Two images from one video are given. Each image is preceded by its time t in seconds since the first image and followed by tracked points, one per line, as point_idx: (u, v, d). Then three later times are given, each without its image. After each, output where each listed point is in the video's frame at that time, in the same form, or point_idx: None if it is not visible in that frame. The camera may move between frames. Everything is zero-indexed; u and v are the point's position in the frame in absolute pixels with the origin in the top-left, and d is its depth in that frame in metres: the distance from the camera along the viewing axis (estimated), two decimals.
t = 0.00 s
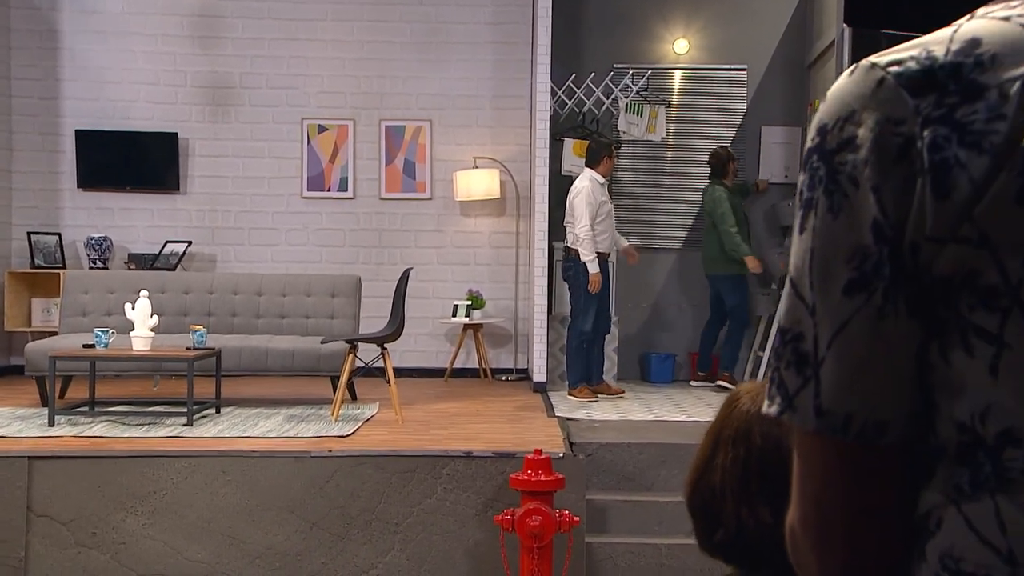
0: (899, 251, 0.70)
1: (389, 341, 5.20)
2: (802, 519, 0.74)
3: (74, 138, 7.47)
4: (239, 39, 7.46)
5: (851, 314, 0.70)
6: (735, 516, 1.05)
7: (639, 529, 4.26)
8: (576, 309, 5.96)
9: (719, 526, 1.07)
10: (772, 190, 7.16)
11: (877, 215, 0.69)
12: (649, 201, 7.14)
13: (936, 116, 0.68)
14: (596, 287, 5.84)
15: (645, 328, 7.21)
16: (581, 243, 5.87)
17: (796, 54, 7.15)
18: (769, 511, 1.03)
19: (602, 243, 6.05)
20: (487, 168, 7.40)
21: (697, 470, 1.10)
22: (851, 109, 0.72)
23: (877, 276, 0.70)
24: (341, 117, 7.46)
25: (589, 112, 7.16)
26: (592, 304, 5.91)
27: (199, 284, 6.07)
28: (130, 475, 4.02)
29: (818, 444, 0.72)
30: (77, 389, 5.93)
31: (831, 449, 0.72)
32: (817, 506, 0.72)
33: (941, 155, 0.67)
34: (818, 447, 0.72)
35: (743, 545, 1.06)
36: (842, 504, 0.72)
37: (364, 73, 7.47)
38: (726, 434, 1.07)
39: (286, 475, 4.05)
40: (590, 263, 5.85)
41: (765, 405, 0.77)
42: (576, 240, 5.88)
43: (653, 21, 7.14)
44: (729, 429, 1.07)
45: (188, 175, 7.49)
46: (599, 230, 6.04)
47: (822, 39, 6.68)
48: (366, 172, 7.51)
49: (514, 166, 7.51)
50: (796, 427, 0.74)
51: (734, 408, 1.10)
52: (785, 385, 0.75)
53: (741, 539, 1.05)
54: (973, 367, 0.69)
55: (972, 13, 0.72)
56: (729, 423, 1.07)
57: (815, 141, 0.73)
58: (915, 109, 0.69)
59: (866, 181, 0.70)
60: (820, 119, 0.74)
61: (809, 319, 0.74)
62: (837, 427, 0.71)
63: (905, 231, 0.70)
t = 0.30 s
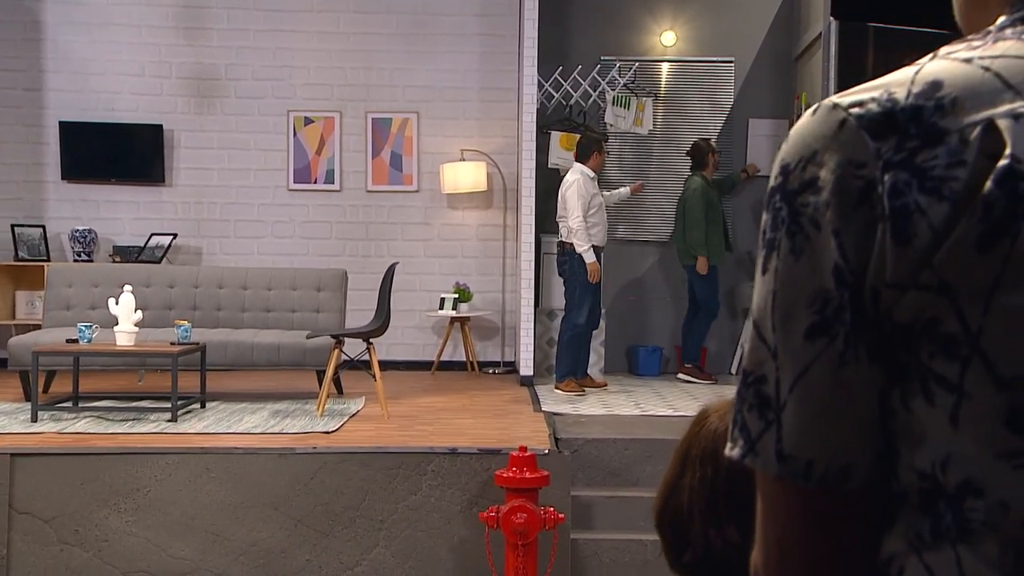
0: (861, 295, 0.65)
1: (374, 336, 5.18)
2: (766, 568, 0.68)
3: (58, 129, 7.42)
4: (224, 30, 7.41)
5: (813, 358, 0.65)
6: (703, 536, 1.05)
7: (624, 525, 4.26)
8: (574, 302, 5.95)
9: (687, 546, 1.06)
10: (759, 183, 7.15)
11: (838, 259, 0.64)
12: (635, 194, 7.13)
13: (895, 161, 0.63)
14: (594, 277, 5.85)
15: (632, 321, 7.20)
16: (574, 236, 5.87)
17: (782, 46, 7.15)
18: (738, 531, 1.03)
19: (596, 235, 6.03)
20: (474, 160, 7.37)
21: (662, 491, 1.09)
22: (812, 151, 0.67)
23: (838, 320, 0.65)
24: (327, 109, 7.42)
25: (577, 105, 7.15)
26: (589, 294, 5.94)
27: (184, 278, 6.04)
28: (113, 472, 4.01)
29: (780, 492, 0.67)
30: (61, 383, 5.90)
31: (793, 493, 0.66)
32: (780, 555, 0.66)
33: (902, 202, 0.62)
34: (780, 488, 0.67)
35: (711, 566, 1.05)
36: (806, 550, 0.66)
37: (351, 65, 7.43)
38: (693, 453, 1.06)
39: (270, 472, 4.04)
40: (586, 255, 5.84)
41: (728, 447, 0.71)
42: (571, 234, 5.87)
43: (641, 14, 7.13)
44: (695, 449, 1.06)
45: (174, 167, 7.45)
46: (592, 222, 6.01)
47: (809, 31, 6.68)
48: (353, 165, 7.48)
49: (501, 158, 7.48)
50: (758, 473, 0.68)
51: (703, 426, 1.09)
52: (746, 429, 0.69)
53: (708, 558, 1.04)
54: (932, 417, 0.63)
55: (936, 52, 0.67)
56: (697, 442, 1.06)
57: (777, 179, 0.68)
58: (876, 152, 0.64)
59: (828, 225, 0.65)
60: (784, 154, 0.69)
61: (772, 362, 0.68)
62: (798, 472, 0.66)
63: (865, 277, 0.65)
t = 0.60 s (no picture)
0: (826, 347, 0.63)
1: (362, 332, 5.17)
2: None
3: (44, 121, 7.37)
4: (212, 22, 7.36)
5: (779, 409, 0.63)
6: (672, 560, 1.08)
7: (611, 522, 4.27)
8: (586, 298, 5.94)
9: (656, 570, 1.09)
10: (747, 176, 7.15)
11: (804, 309, 0.62)
12: (625, 187, 7.12)
13: (862, 211, 0.61)
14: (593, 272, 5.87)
15: (623, 314, 7.20)
16: (577, 233, 5.87)
17: (772, 39, 7.13)
18: (707, 553, 1.06)
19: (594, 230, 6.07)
20: (463, 153, 7.35)
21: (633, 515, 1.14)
22: (780, 197, 0.64)
23: (804, 370, 0.63)
24: (315, 102, 7.39)
25: (566, 98, 7.14)
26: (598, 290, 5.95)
27: (173, 272, 6.03)
28: (100, 469, 3.99)
29: (749, 540, 0.65)
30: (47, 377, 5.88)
31: (760, 541, 0.65)
32: None
33: (867, 253, 0.59)
34: (748, 537, 0.65)
35: None
36: None
37: (340, 57, 7.39)
38: (660, 476, 1.10)
39: (258, 469, 4.03)
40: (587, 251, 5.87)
41: (695, 493, 0.69)
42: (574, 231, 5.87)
43: (630, 6, 7.10)
44: (663, 472, 1.10)
45: (162, 159, 7.41)
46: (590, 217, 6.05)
47: (799, 24, 6.67)
48: (342, 157, 7.45)
49: (490, 151, 7.46)
50: (726, 520, 0.66)
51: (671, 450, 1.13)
52: (714, 476, 0.67)
53: None
54: (898, 469, 0.61)
55: (904, 96, 0.65)
56: (664, 463, 1.11)
57: (745, 225, 0.66)
58: (842, 201, 0.62)
59: (794, 273, 0.63)
60: (752, 199, 0.66)
61: (738, 411, 0.66)
62: (766, 522, 0.64)
63: (832, 327, 0.62)
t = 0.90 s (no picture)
0: (796, 402, 0.69)
1: (352, 327, 5.15)
2: None
3: (32, 113, 7.34)
4: (202, 14, 7.32)
5: (749, 463, 0.69)
6: None
7: (601, 518, 4.27)
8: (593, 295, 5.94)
9: None
10: (738, 169, 7.15)
11: (774, 362, 0.68)
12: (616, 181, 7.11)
13: (830, 265, 0.66)
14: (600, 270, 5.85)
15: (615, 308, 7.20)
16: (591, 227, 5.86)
17: (763, 32, 7.11)
18: None
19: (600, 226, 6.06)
20: (454, 146, 7.33)
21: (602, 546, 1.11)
22: (750, 248, 0.70)
23: (774, 424, 0.69)
24: (306, 94, 7.36)
25: (558, 91, 7.12)
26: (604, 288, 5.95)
27: (162, 266, 6.00)
28: (89, 467, 3.98)
29: None
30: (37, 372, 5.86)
31: None
32: None
33: (836, 308, 0.65)
34: None
35: None
36: None
37: (330, 49, 7.36)
38: (632, 502, 1.09)
39: (247, 466, 4.02)
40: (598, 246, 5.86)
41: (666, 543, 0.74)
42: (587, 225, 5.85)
43: None
44: (635, 498, 1.10)
45: (151, 152, 7.37)
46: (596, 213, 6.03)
47: (790, 18, 6.66)
48: (333, 150, 7.43)
49: (481, 144, 7.44)
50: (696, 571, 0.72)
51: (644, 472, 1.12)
52: (685, 527, 0.72)
53: None
54: (868, 526, 0.67)
55: (872, 146, 0.70)
56: (636, 488, 1.10)
57: (716, 274, 0.71)
58: (812, 254, 0.67)
59: (765, 324, 0.68)
60: (723, 246, 0.71)
61: (708, 462, 0.71)
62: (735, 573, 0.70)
63: (801, 382, 0.68)
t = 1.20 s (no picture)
0: (768, 459, 0.67)
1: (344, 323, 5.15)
2: None
3: (24, 106, 7.32)
4: (194, 6, 7.28)
5: (722, 519, 0.68)
6: None
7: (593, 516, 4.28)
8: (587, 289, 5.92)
9: None
10: (732, 163, 7.13)
11: (746, 420, 0.67)
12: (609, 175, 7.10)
13: (802, 323, 0.64)
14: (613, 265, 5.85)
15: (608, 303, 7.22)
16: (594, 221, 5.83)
17: (757, 25, 7.10)
18: None
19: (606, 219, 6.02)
20: (447, 140, 7.31)
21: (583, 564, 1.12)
22: (721, 301, 0.68)
23: (747, 482, 0.68)
24: (298, 88, 7.33)
25: (551, 84, 7.11)
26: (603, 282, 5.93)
27: (154, 261, 5.98)
28: (79, 465, 3.97)
29: None
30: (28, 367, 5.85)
31: None
32: None
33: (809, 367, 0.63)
34: None
35: None
36: None
37: (322, 42, 7.33)
38: (611, 528, 1.10)
39: (239, 465, 4.02)
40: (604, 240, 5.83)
41: None
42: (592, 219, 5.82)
43: None
44: (613, 524, 1.10)
45: (143, 145, 7.35)
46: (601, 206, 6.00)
47: (783, 12, 6.65)
48: (324, 144, 7.39)
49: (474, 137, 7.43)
50: None
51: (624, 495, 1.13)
52: None
53: None
54: None
55: (846, 196, 0.69)
56: (617, 512, 1.10)
57: (689, 325, 0.70)
58: (785, 310, 0.65)
59: (738, 381, 0.67)
60: (696, 298, 0.70)
61: (681, 516, 0.71)
62: None
63: (774, 439, 0.67)
